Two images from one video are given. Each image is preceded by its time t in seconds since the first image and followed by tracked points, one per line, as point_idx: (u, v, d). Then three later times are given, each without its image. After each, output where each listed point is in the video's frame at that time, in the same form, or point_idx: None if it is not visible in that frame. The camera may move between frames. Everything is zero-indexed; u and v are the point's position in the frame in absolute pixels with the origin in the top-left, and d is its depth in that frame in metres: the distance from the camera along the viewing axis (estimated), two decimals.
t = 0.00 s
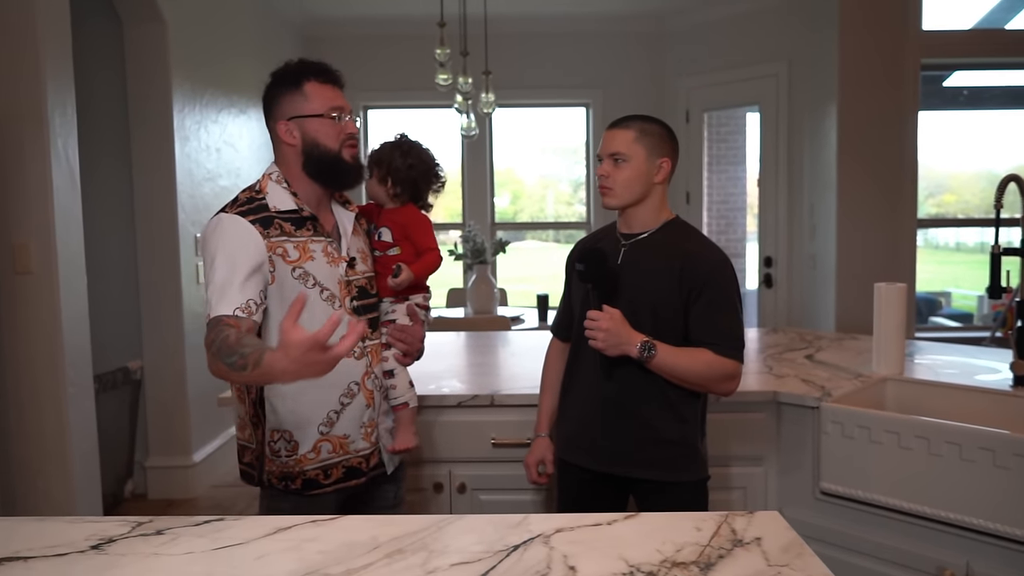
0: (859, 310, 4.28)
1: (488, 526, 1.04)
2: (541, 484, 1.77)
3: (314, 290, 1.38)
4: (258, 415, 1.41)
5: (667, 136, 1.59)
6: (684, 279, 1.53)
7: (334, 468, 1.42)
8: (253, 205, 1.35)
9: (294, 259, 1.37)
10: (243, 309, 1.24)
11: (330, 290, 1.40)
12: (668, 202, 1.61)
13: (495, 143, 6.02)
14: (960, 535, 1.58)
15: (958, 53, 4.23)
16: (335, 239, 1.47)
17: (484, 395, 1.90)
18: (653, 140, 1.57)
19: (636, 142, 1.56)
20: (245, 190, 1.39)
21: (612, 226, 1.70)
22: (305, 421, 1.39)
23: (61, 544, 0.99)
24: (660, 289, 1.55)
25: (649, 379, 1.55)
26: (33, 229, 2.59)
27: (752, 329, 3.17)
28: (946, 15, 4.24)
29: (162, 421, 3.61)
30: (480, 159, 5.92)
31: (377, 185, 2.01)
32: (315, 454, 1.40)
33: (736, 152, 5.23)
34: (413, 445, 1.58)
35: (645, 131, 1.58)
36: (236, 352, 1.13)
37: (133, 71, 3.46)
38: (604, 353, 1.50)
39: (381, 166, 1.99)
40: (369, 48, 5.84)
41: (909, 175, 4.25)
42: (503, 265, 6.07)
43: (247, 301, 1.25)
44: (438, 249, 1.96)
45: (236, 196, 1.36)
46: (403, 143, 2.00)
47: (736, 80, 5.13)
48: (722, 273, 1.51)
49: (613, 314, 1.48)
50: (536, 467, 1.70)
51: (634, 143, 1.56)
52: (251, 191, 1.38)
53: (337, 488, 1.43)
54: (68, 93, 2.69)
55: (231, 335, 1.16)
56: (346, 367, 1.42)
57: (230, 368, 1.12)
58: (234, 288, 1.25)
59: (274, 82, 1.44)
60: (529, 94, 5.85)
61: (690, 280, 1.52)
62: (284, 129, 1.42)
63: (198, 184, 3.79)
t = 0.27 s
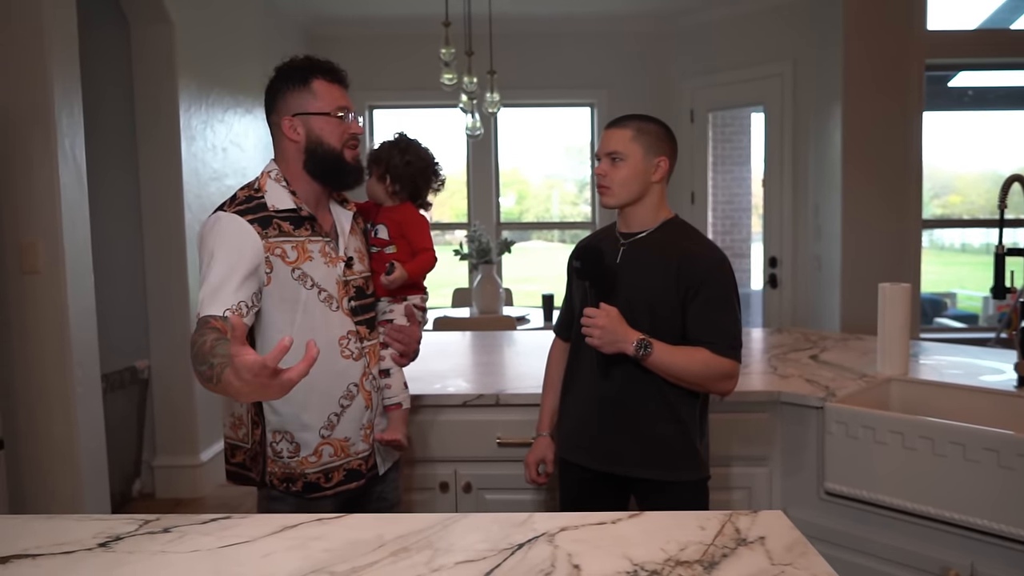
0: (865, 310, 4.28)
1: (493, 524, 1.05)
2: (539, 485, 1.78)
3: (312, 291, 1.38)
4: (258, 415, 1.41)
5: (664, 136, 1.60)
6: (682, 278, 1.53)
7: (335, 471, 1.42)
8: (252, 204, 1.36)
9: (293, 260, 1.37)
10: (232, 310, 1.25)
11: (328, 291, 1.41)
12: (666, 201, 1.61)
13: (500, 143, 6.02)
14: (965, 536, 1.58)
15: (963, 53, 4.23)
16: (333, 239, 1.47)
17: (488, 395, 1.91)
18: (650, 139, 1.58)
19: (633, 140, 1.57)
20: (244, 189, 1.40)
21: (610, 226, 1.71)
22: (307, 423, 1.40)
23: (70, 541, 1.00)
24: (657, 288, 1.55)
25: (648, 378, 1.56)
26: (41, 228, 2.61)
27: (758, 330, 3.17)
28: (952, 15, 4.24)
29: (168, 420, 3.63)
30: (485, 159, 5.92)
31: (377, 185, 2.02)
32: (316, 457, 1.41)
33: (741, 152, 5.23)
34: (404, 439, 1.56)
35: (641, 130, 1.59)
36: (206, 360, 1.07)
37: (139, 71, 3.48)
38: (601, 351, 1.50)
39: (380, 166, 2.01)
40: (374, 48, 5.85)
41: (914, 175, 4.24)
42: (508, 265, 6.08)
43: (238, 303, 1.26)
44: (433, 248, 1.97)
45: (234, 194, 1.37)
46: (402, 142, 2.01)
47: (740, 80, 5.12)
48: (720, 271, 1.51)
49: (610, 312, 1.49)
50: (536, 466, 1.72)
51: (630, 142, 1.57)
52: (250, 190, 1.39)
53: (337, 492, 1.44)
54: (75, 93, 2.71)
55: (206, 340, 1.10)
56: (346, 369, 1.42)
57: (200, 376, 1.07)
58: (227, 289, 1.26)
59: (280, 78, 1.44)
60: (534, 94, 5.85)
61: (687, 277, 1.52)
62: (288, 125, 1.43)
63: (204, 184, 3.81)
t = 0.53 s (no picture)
0: (869, 307, 4.27)
1: (495, 521, 1.05)
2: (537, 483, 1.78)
3: (306, 287, 1.38)
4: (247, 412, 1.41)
5: (661, 134, 1.60)
6: (678, 274, 1.53)
7: (329, 469, 1.42)
8: (245, 200, 1.36)
9: (285, 257, 1.37)
10: (226, 306, 1.26)
11: (322, 288, 1.40)
12: (664, 199, 1.62)
13: (503, 141, 6.02)
14: (967, 532, 1.58)
15: (966, 50, 4.22)
16: (328, 236, 1.47)
17: (491, 393, 1.91)
18: (647, 137, 1.59)
19: (630, 139, 1.58)
20: (239, 184, 1.40)
21: (608, 225, 1.71)
22: (299, 420, 1.40)
23: (75, 536, 1.01)
24: (654, 285, 1.56)
25: (646, 374, 1.56)
26: (45, 226, 2.62)
27: (761, 327, 3.17)
28: (955, 11, 4.23)
29: (172, 418, 3.64)
30: (488, 157, 5.93)
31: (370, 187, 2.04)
32: (309, 454, 1.41)
33: (744, 149, 5.23)
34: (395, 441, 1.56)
35: (638, 128, 1.59)
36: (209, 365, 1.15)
37: (142, 69, 3.49)
38: (598, 347, 1.53)
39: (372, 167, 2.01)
40: (377, 46, 5.86)
41: (917, 172, 4.23)
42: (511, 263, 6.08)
43: (231, 299, 1.27)
44: (431, 246, 1.98)
45: (228, 190, 1.38)
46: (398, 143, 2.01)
47: (743, 77, 5.12)
48: (716, 268, 1.51)
49: (607, 309, 1.51)
50: (533, 464, 1.72)
51: (628, 140, 1.58)
52: (245, 185, 1.39)
53: (330, 489, 1.44)
54: (79, 91, 2.72)
55: (211, 346, 1.19)
56: (339, 366, 1.42)
57: (196, 378, 1.14)
58: (220, 284, 1.26)
59: (290, 72, 1.46)
60: (537, 92, 5.85)
61: (684, 272, 1.52)
62: (292, 120, 1.44)
63: (207, 182, 3.82)
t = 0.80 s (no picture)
0: (869, 307, 4.27)
1: (494, 521, 1.05)
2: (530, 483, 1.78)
3: (304, 289, 1.39)
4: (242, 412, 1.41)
5: (658, 135, 1.61)
6: (675, 275, 1.53)
7: (323, 470, 1.43)
8: (246, 202, 1.37)
9: (284, 259, 1.38)
10: (229, 311, 1.27)
11: (321, 289, 1.41)
12: (660, 199, 1.62)
13: (503, 141, 6.03)
14: (966, 532, 1.58)
15: (967, 50, 4.22)
16: (328, 238, 1.47)
17: (490, 394, 1.91)
18: (643, 138, 1.59)
19: (626, 140, 1.58)
20: (240, 187, 1.41)
21: (604, 226, 1.71)
22: (295, 419, 1.40)
23: (75, 537, 1.01)
24: (650, 285, 1.56)
25: (641, 375, 1.56)
26: (46, 228, 2.62)
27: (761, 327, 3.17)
28: (956, 11, 4.23)
29: (172, 419, 3.64)
30: (488, 158, 5.93)
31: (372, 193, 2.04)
32: (303, 454, 1.41)
33: (744, 149, 5.23)
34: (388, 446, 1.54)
35: (635, 130, 1.59)
36: (219, 393, 1.20)
37: (143, 71, 3.49)
38: (594, 348, 1.52)
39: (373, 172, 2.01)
40: (377, 48, 5.86)
41: (918, 172, 4.23)
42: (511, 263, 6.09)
43: (234, 304, 1.28)
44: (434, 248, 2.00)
45: (230, 193, 1.38)
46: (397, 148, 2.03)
47: (743, 78, 5.12)
48: (712, 268, 1.51)
49: (603, 309, 1.51)
50: (529, 464, 1.71)
51: (624, 142, 1.58)
52: (246, 188, 1.40)
53: (325, 489, 1.44)
54: (80, 93, 2.72)
55: (223, 370, 1.23)
56: (337, 367, 1.42)
57: (203, 401, 1.19)
58: (222, 289, 1.27)
59: (292, 75, 1.45)
60: (537, 93, 5.86)
61: (681, 272, 1.53)
62: (294, 124, 1.43)
63: (208, 184, 3.82)
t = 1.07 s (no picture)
0: (867, 309, 4.27)
1: (493, 524, 1.05)
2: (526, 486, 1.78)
3: (309, 292, 1.39)
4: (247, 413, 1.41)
5: (656, 139, 1.61)
6: (672, 276, 1.53)
7: (328, 470, 1.43)
8: (253, 207, 1.37)
9: (290, 262, 1.38)
10: (236, 312, 1.28)
11: (326, 292, 1.41)
12: (657, 202, 1.62)
13: (503, 145, 6.03)
14: (966, 533, 1.58)
15: (967, 52, 4.22)
16: (335, 242, 1.47)
17: (489, 395, 1.91)
18: (641, 141, 1.59)
19: (624, 143, 1.58)
20: (247, 192, 1.41)
21: (600, 230, 1.71)
22: (299, 421, 1.40)
23: (72, 541, 1.00)
24: (645, 289, 1.56)
25: (638, 377, 1.56)
26: (44, 232, 2.62)
27: (759, 329, 3.17)
28: (955, 13, 4.23)
29: (170, 423, 3.64)
30: (487, 161, 5.94)
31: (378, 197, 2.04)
32: (308, 455, 1.41)
33: (743, 152, 5.24)
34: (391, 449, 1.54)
35: (633, 132, 1.60)
36: (227, 390, 1.20)
37: (142, 75, 3.49)
38: (590, 350, 1.52)
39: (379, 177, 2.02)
40: (377, 51, 5.87)
41: (917, 173, 4.23)
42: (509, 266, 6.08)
43: (241, 305, 1.28)
44: (443, 249, 2.00)
45: (237, 198, 1.39)
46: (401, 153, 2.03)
47: (743, 80, 5.13)
48: (710, 270, 1.51)
49: (599, 312, 1.50)
50: (524, 466, 1.71)
51: (621, 144, 1.58)
52: (253, 193, 1.40)
53: (329, 490, 1.44)
54: (79, 98, 2.72)
55: (230, 369, 1.22)
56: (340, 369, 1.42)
57: (211, 399, 1.19)
58: (230, 291, 1.27)
59: (301, 82, 1.45)
60: (536, 96, 5.86)
61: (676, 275, 1.53)
62: (302, 129, 1.44)
63: (206, 188, 3.82)
